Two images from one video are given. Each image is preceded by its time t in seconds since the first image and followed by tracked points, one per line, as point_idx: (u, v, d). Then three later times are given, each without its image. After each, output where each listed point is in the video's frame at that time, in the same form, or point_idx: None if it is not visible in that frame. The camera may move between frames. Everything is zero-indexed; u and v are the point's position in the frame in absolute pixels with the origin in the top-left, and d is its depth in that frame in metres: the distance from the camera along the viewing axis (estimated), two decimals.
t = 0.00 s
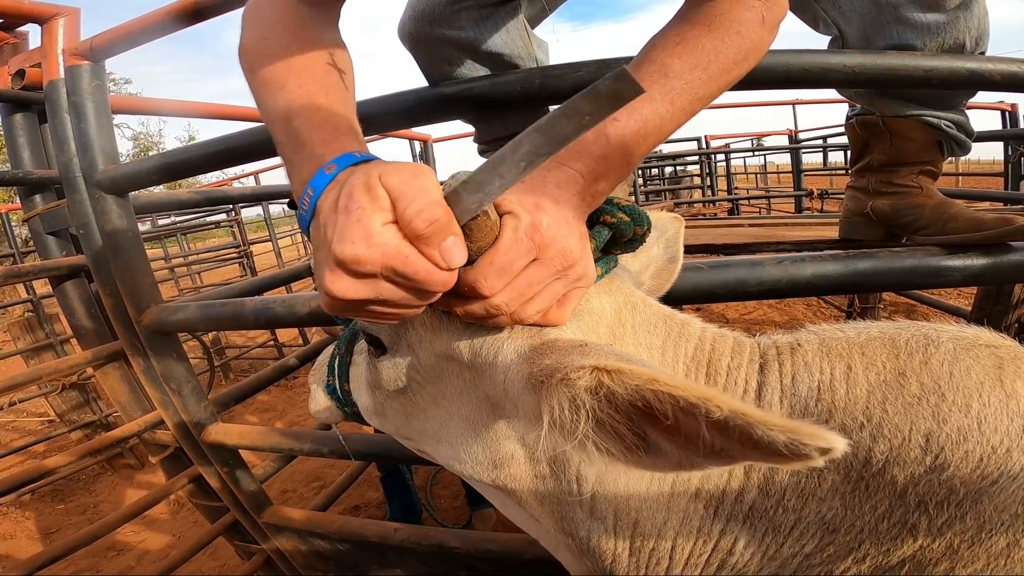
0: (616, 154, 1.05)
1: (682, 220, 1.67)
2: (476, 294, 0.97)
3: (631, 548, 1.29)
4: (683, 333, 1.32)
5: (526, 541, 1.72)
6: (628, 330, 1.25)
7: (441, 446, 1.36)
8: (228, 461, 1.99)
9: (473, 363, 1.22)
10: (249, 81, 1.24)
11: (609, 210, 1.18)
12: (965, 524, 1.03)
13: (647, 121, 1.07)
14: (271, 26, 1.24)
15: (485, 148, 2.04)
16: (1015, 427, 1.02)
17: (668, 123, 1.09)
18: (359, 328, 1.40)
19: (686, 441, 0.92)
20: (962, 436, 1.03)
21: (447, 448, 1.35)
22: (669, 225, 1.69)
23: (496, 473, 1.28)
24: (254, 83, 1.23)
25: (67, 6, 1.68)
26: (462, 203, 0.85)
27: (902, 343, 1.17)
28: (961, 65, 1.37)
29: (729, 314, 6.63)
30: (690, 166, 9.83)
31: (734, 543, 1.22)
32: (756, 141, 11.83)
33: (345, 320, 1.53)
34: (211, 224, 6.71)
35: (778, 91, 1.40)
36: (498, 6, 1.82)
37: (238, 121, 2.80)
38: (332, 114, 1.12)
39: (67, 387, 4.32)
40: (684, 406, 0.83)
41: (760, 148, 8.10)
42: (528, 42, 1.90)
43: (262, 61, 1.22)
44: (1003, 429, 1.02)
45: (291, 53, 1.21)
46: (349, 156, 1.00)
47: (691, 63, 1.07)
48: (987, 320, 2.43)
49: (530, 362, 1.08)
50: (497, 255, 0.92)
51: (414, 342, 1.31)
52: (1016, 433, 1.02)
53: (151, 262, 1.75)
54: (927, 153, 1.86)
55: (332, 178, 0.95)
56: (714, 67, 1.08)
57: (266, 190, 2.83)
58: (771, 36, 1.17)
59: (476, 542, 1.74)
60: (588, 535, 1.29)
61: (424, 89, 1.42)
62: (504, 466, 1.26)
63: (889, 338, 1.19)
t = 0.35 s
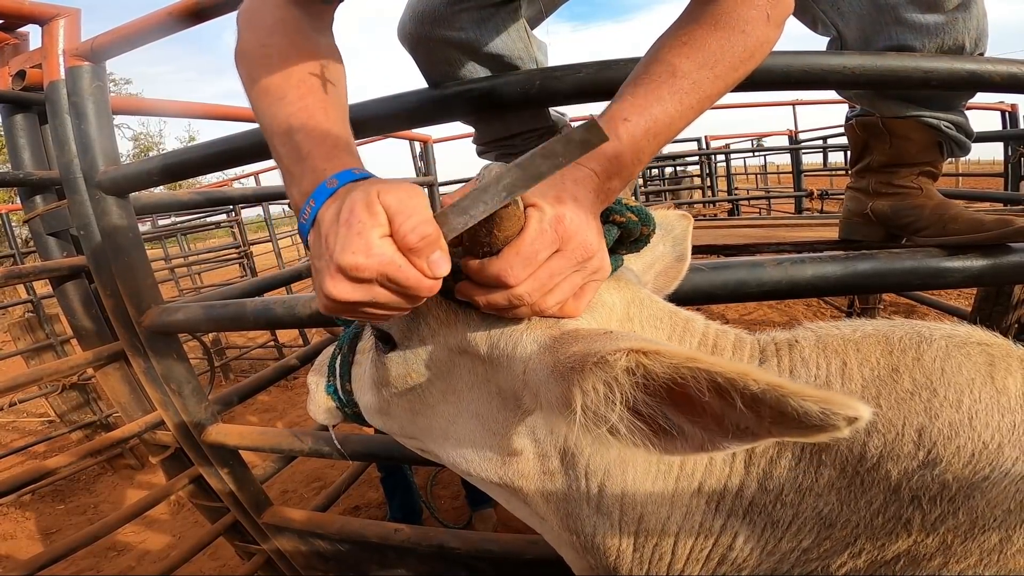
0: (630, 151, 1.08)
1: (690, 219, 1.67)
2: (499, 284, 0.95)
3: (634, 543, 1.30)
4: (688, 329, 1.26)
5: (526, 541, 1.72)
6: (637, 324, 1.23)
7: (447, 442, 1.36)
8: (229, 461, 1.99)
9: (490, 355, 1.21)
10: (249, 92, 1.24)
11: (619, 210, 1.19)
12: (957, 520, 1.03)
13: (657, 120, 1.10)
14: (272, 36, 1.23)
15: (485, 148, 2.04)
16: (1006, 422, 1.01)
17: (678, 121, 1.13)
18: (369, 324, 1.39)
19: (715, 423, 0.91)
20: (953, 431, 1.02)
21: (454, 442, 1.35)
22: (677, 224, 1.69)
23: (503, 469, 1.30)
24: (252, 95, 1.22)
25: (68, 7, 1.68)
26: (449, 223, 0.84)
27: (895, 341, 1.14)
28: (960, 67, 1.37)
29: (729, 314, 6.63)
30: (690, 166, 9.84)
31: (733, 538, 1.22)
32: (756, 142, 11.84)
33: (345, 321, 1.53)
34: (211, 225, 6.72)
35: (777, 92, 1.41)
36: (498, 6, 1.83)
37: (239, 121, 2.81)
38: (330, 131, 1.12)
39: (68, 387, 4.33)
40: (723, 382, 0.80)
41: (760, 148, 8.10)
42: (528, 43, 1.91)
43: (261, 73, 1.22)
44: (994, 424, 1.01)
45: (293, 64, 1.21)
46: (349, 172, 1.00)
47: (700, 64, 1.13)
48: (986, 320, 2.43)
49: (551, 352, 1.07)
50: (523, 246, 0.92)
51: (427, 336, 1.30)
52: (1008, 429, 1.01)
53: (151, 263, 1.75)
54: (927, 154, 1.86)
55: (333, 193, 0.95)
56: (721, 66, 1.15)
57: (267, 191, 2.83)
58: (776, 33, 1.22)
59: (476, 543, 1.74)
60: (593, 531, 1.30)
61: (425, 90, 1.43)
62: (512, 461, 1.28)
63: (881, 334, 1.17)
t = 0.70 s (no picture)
0: (637, 153, 1.09)
1: (697, 218, 1.66)
2: (516, 282, 0.95)
3: (640, 541, 1.30)
4: (691, 326, 1.21)
5: (526, 542, 1.72)
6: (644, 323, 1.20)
7: (454, 441, 1.36)
8: (228, 462, 1.99)
9: (501, 353, 1.20)
10: (268, 94, 1.25)
11: (624, 210, 1.21)
12: (959, 516, 1.03)
13: (665, 123, 1.11)
14: (291, 39, 1.24)
15: (485, 149, 2.04)
16: (1006, 419, 1.01)
17: (685, 124, 1.14)
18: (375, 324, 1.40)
19: (732, 412, 0.91)
20: (954, 428, 1.02)
21: (461, 440, 1.34)
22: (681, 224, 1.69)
23: (512, 467, 1.30)
24: (273, 97, 1.23)
25: (67, 8, 1.68)
26: (470, 219, 0.83)
27: (894, 338, 1.13)
28: (959, 67, 1.37)
29: (729, 315, 6.63)
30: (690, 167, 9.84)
31: (737, 536, 1.22)
32: (756, 142, 11.85)
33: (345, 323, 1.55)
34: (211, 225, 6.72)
35: (776, 93, 1.41)
36: (498, 7, 1.83)
37: (238, 122, 2.81)
38: (355, 134, 1.11)
39: (67, 388, 4.33)
40: (748, 371, 0.80)
41: (760, 149, 8.10)
42: (528, 44, 1.91)
43: (281, 74, 1.22)
44: (994, 421, 1.01)
45: (314, 66, 1.21)
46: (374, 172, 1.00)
47: (707, 67, 1.13)
48: (986, 320, 2.43)
49: (567, 349, 1.07)
50: (542, 242, 0.92)
51: (436, 335, 1.30)
52: (1007, 425, 1.01)
53: (151, 264, 1.75)
54: (926, 155, 1.87)
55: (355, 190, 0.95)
56: (727, 70, 1.15)
57: (266, 192, 2.83)
58: (782, 37, 1.23)
59: (476, 543, 1.74)
60: (598, 528, 1.29)
61: (425, 91, 1.43)
62: (519, 460, 1.28)
63: (881, 333, 1.16)
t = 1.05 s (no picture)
0: (638, 153, 1.10)
1: (700, 218, 1.65)
2: (520, 278, 0.95)
3: (641, 541, 1.29)
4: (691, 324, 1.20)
5: (526, 543, 1.72)
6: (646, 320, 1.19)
7: (455, 440, 1.35)
8: (228, 463, 1.98)
9: (505, 351, 1.20)
10: (280, 87, 1.25)
11: (625, 209, 1.22)
12: (961, 516, 1.02)
13: (667, 123, 1.12)
14: (301, 33, 1.24)
15: (485, 149, 2.03)
16: (1007, 418, 1.01)
17: (687, 123, 1.15)
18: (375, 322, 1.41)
19: (737, 406, 0.90)
20: (955, 427, 1.02)
21: (462, 438, 1.34)
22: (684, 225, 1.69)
23: (513, 466, 1.29)
24: (286, 90, 1.23)
25: (67, 8, 1.68)
26: (505, 172, 0.83)
27: (896, 337, 1.13)
28: (959, 67, 1.37)
29: (729, 316, 6.63)
30: (690, 167, 9.85)
31: (737, 535, 1.22)
32: (755, 143, 11.86)
33: (344, 322, 1.56)
34: (210, 226, 6.72)
35: (776, 93, 1.41)
36: (498, 7, 1.83)
37: (238, 123, 2.81)
38: (375, 115, 1.11)
39: (67, 389, 4.33)
40: (752, 363, 0.79)
41: (759, 150, 8.11)
42: (528, 43, 1.91)
43: (293, 69, 1.22)
44: (996, 420, 1.01)
45: (326, 56, 1.21)
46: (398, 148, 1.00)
47: (709, 67, 1.13)
48: (986, 320, 2.43)
49: (570, 346, 1.07)
50: (546, 241, 0.91)
51: (439, 333, 1.30)
52: (1009, 424, 1.01)
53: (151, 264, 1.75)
54: (926, 155, 1.87)
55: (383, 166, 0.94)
56: (729, 71, 1.15)
57: (266, 192, 2.83)
58: (782, 38, 1.22)
59: (476, 544, 1.74)
60: (599, 528, 1.29)
61: (425, 91, 1.43)
62: (521, 459, 1.28)
63: (883, 332, 1.15)
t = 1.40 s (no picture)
0: (638, 157, 1.10)
1: (700, 220, 1.65)
2: (516, 280, 0.95)
3: (638, 543, 1.30)
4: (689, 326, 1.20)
5: (525, 544, 1.72)
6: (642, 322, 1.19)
7: (453, 441, 1.36)
8: (227, 464, 1.98)
9: (501, 354, 1.20)
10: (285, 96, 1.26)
11: (623, 211, 1.22)
12: (956, 518, 1.02)
13: (667, 129, 1.12)
14: (306, 45, 1.25)
15: (484, 151, 2.03)
16: (1004, 420, 1.01)
17: (687, 130, 1.15)
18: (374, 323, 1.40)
19: (730, 411, 0.90)
20: (951, 429, 1.02)
21: (459, 440, 1.35)
22: (684, 227, 1.69)
23: (511, 467, 1.30)
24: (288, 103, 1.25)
25: (66, 9, 1.68)
26: (477, 209, 0.87)
27: (892, 339, 1.13)
28: (958, 67, 1.37)
29: (728, 316, 6.63)
30: (689, 168, 9.85)
31: (734, 537, 1.22)
32: (755, 144, 11.86)
33: (344, 324, 1.54)
34: (210, 227, 6.72)
35: (776, 94, 1.41)
36: (498, 9, 1.83)
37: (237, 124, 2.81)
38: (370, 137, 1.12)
39: (66, 390, 4.33)
40: (742, 368, 0.80)
41: (758, 150, 8.11)
42: (528, 44, 1.91)
43: (295, 83, 1.24)
44: (992, 423, 1.01)
45: (326, 73, 1.22)
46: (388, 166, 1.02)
47: (711, 78, 1.15)
48: (984, 321, 2.43)
49: (566, 348, 1.07)
50: (541, 244, 0.92)
51: (437, 336, 1.30)
52: (1005, 427, 1.01)
53: (151, 265, 1.75)
54: (923, 156, 1.87)
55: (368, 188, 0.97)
56: (731, 82, 1.17)
57: (266, 194, 2.83)
58: (786, 50, 1.24)
59: (475, 544, 1.75)
60: (597, 529, 1.29)
61: (425, 92, 1.43)
62: (519, 460, 1.28)
63: (880, 333, 1.16)
